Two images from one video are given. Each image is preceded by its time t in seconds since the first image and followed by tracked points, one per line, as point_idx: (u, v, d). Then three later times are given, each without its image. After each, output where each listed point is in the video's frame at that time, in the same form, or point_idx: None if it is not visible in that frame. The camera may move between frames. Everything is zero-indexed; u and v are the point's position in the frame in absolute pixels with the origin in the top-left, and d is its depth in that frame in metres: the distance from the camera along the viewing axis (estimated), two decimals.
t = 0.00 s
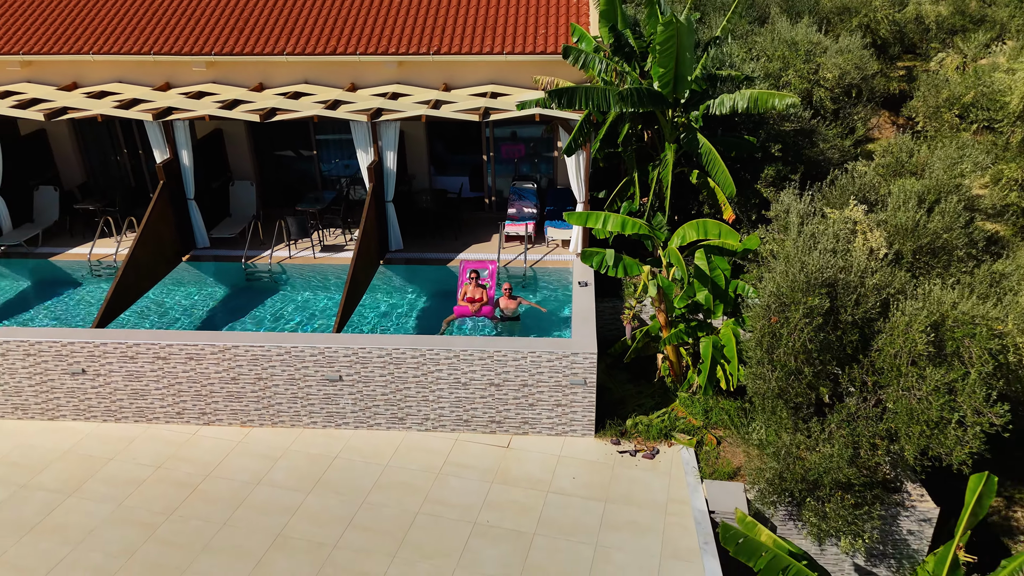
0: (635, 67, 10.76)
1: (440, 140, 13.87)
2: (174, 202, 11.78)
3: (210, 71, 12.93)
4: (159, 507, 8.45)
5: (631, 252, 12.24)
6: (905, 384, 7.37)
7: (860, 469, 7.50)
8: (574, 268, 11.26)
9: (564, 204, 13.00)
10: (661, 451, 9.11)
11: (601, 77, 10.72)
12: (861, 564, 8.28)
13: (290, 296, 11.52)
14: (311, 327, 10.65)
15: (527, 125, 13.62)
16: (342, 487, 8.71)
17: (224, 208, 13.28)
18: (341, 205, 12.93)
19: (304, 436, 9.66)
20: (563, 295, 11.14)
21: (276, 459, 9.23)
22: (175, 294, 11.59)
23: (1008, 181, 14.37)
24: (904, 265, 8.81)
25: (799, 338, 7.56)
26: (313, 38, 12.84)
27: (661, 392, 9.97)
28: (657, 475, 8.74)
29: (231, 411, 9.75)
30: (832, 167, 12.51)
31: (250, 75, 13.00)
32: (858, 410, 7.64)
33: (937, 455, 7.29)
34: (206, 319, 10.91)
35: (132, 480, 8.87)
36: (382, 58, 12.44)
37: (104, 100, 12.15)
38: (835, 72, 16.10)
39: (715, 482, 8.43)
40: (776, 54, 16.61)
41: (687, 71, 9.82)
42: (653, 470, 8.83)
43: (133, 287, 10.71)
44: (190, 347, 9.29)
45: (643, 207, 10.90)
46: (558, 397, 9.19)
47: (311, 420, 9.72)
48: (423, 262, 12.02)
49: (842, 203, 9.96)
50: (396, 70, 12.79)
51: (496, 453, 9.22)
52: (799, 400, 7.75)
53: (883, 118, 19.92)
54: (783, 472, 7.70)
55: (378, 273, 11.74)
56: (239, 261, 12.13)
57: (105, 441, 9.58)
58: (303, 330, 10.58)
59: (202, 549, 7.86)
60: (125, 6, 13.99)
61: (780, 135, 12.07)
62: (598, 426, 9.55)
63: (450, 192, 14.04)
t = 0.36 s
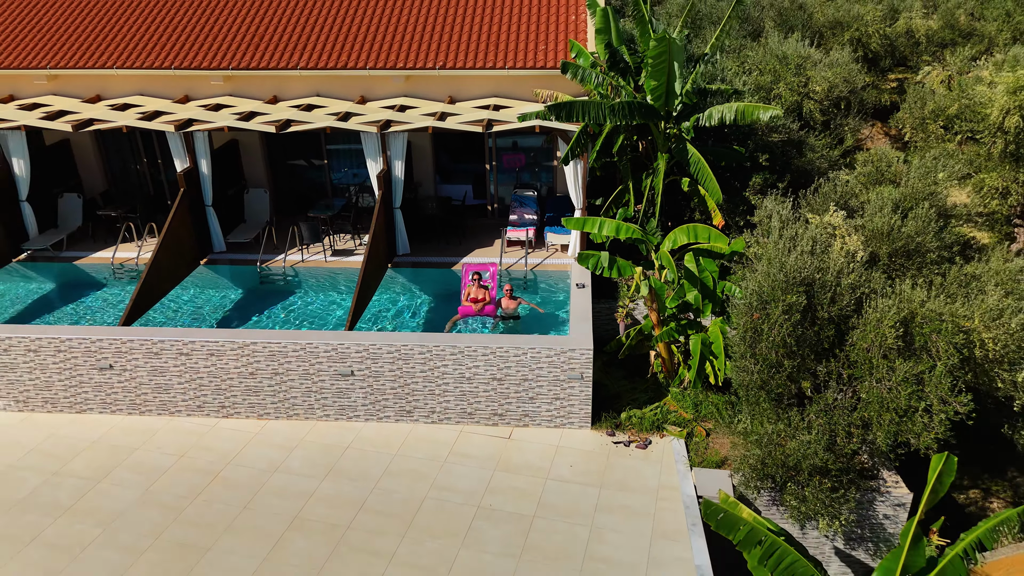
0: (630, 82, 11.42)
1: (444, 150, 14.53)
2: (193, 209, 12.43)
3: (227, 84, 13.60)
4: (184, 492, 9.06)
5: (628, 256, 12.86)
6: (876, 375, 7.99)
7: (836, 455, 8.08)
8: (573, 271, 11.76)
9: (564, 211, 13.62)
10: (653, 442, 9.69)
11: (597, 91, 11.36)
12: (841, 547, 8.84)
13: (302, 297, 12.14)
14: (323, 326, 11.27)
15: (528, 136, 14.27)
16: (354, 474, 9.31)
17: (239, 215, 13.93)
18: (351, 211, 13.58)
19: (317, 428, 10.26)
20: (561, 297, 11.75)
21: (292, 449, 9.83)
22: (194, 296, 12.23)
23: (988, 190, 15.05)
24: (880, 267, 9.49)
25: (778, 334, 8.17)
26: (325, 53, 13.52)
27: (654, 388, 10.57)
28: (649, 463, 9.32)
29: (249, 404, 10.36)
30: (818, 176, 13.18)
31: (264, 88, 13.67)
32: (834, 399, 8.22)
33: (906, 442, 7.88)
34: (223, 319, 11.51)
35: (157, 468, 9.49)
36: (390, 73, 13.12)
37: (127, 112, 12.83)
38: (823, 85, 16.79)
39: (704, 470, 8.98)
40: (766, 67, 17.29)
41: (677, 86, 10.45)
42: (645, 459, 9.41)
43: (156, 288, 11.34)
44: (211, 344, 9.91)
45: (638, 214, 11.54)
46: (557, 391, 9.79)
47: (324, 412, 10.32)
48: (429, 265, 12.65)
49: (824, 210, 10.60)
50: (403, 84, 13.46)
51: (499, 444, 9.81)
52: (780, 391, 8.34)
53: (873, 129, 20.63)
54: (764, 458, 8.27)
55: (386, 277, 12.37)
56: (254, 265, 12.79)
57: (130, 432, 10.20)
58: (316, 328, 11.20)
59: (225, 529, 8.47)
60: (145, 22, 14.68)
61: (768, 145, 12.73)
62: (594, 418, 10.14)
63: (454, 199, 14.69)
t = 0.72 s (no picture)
0: (624, 96, 12.17)
1: (449, 160, 15.28)
2: (212, 216, 13.17)
3: (243, 99, 14.36)
4: (208, 478, 9.75)
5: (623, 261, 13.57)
6: (848, 367, 8.70)
7: (812, 441, 8.75)
8: (570, 275, 12.47)
9: (562, 218, 14.36)
10: (645, 433, 10.35)
11: (593, 105, 12.13)
12: (820, 531, 9.37)
13: (315, 299, 12.84)
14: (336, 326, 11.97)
15: (528, 147, 15.02)
16: (366, 462, 10.00)
17: (254, 222, 14.66)
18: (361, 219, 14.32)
19: (331, 420, 10.95)
20: (559, 299, 12.45)
21: (308, 440, 10.52)
22: (212, 298, 12.92)
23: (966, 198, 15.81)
24: (855, 270, 10.19)
25: (758, 329, 8.89)
26: (336, 69, 14.28)
27: (646, 383, 11.26)
28: (641, 452, 9.99)
29: (267, 398, 11.05)
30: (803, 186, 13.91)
31: (279, 102, 14.43)
32: (811, 390, 8.91)
33: (877, 429, 8.56)
34: (241, 319, 12.22)
35: (182, 457, 10.17)
36: (398, 88, 13.88)
37: (150, 125, 13.59)
38: (810, 98, 17.57)
39: (692, 458, 9.75)
40: (756, 81, 18.07)
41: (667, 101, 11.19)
42: (638, 448, 10.08)
43: (178, 291, 12.05)
44: (233, 341, 10.61)
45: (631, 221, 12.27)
46: (556, 385, 10.47)
47: (337, 406, 11.01)
48: (435, 269, 13.38)
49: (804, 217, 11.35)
50: (411, 98, 14.22)
51: (501, 435, 10.49)
52: (761, 383, 9.03)
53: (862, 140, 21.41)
54: (747, 445, 8.93)
55: (394, 280, 13.08)
56: (269, 269, 13.50)
57: (156, 424, 10.88)
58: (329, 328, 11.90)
59: (248, 511, 9.16)
60: (164, 38, 15.44)
61: (755, 156, 13.48)
62: (590, 411, 10.82)
63: (458, 208, 15.42)
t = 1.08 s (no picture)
0: (618, 110, 12.94)
1: (453, 170, 16.07)
2: (229, 222, 13.96)
3: (258, 112, 15.16)
4: (230, 466, 10.48)
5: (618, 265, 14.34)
6: (823, 360, 9.43)
7: (790, 429, 9.50)
8: (568, 277, 13.17)
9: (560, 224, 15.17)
10: (637, 424, 11.08)
11: (589, 118, 12.91)
12: (800, 515, 10.22)
13: (327, 301, 13.60)
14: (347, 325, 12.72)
15: (528, 157, 15.81)
16: (377, 451, 10.73)
17: (268, 228, 15.44)
18: (370, 225, 15.10)
19: (342, 413, 11.68)
20: (557, 300, 13.19)
21: (321, 431, 11.25)
22: (229, 299, 13.69)
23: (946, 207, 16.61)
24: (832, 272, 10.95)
25: (739, 326, 9.65)
26: (347, 83, 15.07)
27: (639, 379, 12.01)
28: (633, 441, 10.72)
29: (283, 393, 11.79)
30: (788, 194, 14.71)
31: (292, 115, 15.22)
32: (789, 383, 9.64)
33: (849, 417, 9.29)
34: (256, 319, 12.95)
35: (204, 446, 10.90)
36: (405, 102, 14.68)
37: (171, 137, 14.38)
38: (799, 111, 18.38)
39: (680, 447, 10.47)
40: (747, 94, 18.88)
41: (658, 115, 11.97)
42: (630, 437, 10.81)
43: (198, 292, 12.80)
44: (251, 338, 11.35)
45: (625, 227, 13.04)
46: (554, 380, 11.20)
47: (348, 400, 11.75)
48: (440, 273, 14.14)
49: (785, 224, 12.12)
50: (417, 111, 15.02)
51: (502, 427, 11.22)
52: (742, 376, 9.79)
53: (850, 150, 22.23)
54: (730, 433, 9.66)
55: (401, 283, 13.85)
56: (283, 272, 14.27)
57: (179, 417, 11.63)
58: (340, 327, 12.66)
59: (268, 495, 9.88)
60: (183, 53, 16.23)
61: (743, 166, 14.28)
62: (586, 405, 11.55)
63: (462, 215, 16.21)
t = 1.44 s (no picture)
0: (613, 122, 13.73)
1: (457, 179, 16.87)
2: (245, 227, 14.77)
3: (273, 123, 15.97)
4: (249, 454, 11.24)
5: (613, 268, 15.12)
6: (800, 355, 10.16)
7: (770, 419, 10.23)
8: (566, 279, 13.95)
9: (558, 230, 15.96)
10: (630, 417, 11.82)
11: (585, 130, 13.69)
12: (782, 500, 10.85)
13: (337, 302, 14.37)
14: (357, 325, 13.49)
15: (528, 166, 16.59)
16: (386, 441, 11.48)
17: (281, 234, 16.24)
18: (378, 231, 15.90)
19: (353, 407, 12.44)
20: (555, 301, 13.96)
21: (334, 423, 12.01)
22: (245, 301, 14.47)
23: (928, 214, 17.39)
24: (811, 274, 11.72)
25: (722, 324, 10.42)
26: (357, 96, 15.87)
27: (632, 375, 12.76)
28: (626, 432, 11.47)
29: (297, 388, 12.55)
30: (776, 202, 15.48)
31: (305, 126, 16.01)
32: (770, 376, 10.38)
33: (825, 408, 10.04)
34: (271, 319, 13.72)
35: (225, 437, 11.68)
36: (412, 114, 15.48)
37: (190, 147, 15.19)
38: (788, 122, 19.18)
39: (669, 437, 11.21)
40: (739, 106, 19.70)
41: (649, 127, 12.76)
42: (623, 428, 11.57)
43: (216, 294, 13.58)
44: (269, 336, 12.11)
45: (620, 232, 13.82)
46: (552, 376, 11.95)
47: (359, 394, 12.51)
48: (444, 276, 14.92)
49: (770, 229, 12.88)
50: (423, 123, 15.82)
51: (503, 419, 11.98)
52: (726, 370, 10.54)
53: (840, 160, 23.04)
54: (715, 422, 10.39)
55: (408, 285, 14.62)
56: (295, 276, 15.06)
57: (200, 410, 12.40)
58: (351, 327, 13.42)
59: (286, 481, 10.63)
60: (199, 66, 16.99)
61: (731, 175, 15.08)
62: (582, 399, 12.30)
63: (465, 222, 17.01)
